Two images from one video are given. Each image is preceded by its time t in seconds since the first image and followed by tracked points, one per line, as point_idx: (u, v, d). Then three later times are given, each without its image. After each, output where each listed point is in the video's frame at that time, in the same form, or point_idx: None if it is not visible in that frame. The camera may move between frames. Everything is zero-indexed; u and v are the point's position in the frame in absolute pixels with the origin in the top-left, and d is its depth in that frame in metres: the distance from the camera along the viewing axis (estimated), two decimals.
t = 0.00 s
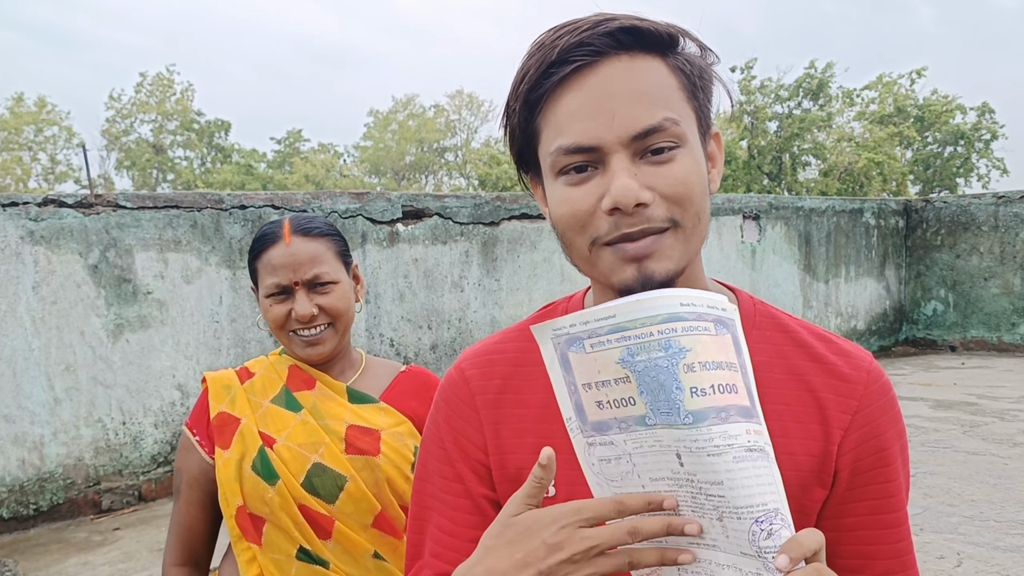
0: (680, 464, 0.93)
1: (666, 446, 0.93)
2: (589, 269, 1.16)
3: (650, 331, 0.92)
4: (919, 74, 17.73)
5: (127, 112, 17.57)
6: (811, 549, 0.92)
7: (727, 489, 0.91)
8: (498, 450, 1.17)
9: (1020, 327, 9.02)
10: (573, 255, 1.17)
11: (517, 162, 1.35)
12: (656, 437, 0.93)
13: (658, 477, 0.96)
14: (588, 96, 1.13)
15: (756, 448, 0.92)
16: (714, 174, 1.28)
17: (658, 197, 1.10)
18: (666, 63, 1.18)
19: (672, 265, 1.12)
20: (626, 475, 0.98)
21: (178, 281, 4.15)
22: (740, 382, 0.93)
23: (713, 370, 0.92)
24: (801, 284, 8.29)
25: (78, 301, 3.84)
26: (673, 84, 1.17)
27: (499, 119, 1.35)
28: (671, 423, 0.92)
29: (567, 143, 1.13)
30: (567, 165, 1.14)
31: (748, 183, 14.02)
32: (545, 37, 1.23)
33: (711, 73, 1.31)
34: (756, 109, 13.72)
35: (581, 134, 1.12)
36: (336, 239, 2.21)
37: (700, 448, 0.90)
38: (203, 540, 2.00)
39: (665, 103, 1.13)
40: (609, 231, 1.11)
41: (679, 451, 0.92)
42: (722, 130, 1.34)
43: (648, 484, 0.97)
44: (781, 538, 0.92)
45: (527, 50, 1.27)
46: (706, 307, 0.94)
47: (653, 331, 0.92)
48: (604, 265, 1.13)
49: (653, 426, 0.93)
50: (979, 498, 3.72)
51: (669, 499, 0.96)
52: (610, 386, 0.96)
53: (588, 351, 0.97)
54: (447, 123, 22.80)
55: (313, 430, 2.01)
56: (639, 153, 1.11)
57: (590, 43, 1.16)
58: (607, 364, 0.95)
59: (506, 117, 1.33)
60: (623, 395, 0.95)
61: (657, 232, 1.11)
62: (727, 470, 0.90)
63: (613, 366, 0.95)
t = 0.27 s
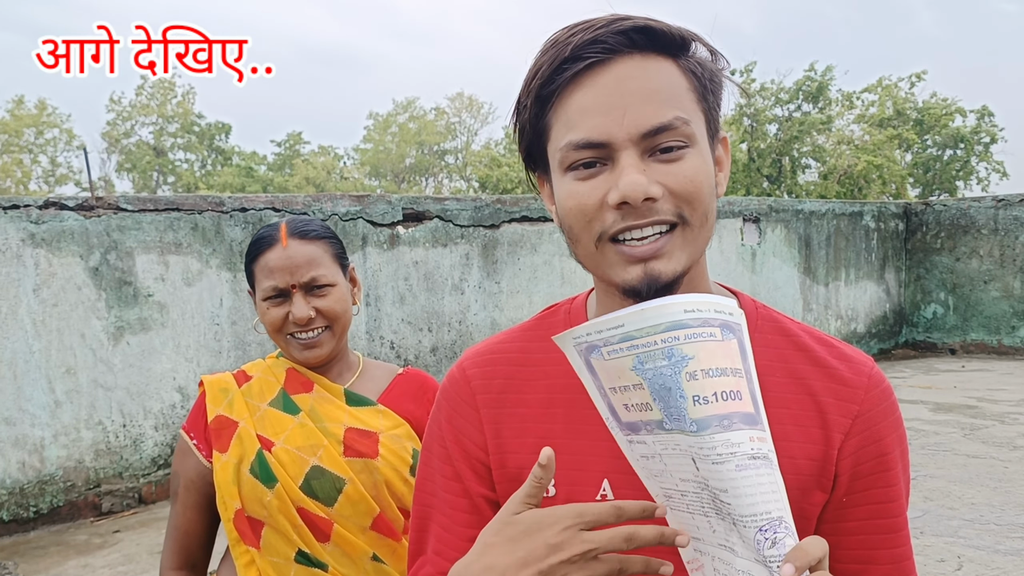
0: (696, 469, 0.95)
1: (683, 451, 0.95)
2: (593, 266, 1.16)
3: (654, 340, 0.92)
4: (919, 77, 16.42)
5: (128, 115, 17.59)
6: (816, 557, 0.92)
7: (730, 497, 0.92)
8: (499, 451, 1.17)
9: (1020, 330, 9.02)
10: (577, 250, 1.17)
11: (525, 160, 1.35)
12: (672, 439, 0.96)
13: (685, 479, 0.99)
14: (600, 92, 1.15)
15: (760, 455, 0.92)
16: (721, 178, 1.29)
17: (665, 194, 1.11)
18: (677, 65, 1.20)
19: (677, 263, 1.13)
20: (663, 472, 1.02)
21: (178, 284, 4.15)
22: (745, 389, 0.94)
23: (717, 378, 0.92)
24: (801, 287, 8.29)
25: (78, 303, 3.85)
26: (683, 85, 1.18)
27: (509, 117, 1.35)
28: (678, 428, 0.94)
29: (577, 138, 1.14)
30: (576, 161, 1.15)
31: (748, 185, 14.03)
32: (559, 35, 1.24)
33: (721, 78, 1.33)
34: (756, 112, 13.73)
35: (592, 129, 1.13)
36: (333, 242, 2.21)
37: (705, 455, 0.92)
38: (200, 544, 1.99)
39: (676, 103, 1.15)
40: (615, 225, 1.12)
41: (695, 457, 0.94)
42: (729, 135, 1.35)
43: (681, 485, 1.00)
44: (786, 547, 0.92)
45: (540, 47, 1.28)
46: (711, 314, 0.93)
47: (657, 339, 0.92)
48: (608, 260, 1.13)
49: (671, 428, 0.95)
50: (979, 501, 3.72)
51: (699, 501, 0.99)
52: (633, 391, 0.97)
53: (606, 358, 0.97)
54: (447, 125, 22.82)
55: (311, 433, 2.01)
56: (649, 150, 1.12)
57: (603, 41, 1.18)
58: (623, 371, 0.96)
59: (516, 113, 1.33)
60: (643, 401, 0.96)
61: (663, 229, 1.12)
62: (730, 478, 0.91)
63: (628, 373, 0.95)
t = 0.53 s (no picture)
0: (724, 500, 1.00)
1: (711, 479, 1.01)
2: (590, 261, 1.17)
3: (656, 374, 0.96)
4: (918, 82, 16.41)
5: (128, 119, 17.61)
6: None
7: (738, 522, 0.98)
8: (497, 453, 1.18)
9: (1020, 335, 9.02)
10: (576, 245, 1.18)
11: (527, 160, 1.36)
12: (702, 468, 1.00)
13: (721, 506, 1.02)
14: (602, 89, 1.16)
15: (765, 480, 0.98)
16: (720, 184, 1.29)
17: (663, 189, 1.12)
18: (680, 68, 1.21)
19: (674, 260, 1.13)
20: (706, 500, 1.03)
21: (178, 288, 4.16)
22: (749, 413, 0.98)
23: (718, 406, 0.97)
24: (801, 292, 8.30)
25: (79, 308, 3.85)
26: (686, 87, 1.19)
27: (513, 117, 1.37)
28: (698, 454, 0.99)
29: (579, 132, 1.16)
30: (577, 155, 1.16)
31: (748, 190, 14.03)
32: (565, 35, 1.26)
33: (724, 86, 1.34)
34: (756, 116, 13.75)
35: (593, 124, 1.15)
36: (330, 247, 2.22)
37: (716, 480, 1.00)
38: (198, 549, 2.00)
39: (676, 102, 1.16)
40: (613, 219, 1.13)
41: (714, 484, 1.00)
42: (729, 142, 1.36)
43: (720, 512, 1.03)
44: (794, 572, 0.96)
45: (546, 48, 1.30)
46: (709, 340, 0.96)
47: (659, 373, 0.96)
48: (605, 254, 1.14)
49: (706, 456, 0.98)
50: (980, 506, 3.71)
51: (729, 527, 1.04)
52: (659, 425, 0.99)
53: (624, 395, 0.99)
54: (448, 130, 22.84)
55: (309, 439, 2.01)
56: (648, 147, 1.14)
57: (608, 41, 1.19)
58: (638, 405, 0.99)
59: (520, 113, 1.35)
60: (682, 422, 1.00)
61: (660, 225, 1.13)
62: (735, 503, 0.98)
63: (644, 408, 0.99)
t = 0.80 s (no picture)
0: (698, 510, 0.98)
1: (684, 490, 0.99)
2: (595, 257, 1.17)
3: (687, 365, 0.99)
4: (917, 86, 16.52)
5: (128, 123, 17.64)
6: None
7: (765, 537, 0.96)
8: (498, 457, 1.18)
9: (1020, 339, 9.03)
10: (583, 240, 1.18)
11: (538, 159, 1.37)
12: (672, 477, 1.00)
13: (665, 522, 1.01)
14: (614, 86, 1.17)
15: (792, 488, 0.97)
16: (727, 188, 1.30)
17: (671, 185, 1.12)
18: (691, 70, 1.22)
19: (678, 258, 1.13)
20: (624, 513, 1.04)
21: (178, 292, 4.16)
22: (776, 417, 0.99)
23: (750, 407, 0.98)
24: (800, 296, 8.30)
25: (79, 312, 3.85)
26: (696, 89, 1.20)
27: (526, 117, 1.38)
28: (702, 463, 0.98)
29: (590, 127, 1.17)
30: (586, 150, 1.17)
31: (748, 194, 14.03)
32: (578, 37, 1.27)
33: (733, 93, 1.35)
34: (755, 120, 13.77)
35: (603, 119, 1.16)
36: (328, 251, 2.22)
37: (737, 492, 0.96)
38: (195, 554, 2.01)
39: (686, 102, 1.17)
40: (620, 213, 1.13)
41: (700, 496, 0.98)
42: (736, 149, 1.36)
43: (650, 527, 1.02)
44: None
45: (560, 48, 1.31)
46: (741, 338, 1.00)
47: (689, 365, 0.99)
48: (611, 250, 1.14)
49: (671, 466, 1.00)
50: (979, 510, 3.71)
51: (675, 544, 1.01)
52: (626, 421, 1.02)
53: (603, 381, 1.04)
54: (448, 134, 22.88)
55: (306, 443, 2.01)
56: (657, 144, 1.14)
57: (621, 40, 1.21)
58: (627, 396, 1.02)
59: (532, 114, 1.36)
60: (640, 432, 1.01)
61: (666, 222, 1.13)
62: (767, 515, 0.96)
63: (634, 399, 1.01)
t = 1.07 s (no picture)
0: (675, 538, 1.02)
1: (662, 519, 1.03)
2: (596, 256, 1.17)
3: (664, 396, 1.02)
4: (918, 90, 16.54)
5: (129, 127, 17.67)
6: None
7: (743, 563, 1.00)
8: (497, 456, 1.18)
9: (1021, 342, 9.02)
10: (584, 239, 1.19)
11: (543, 162, 1.38)
12: (650, 506, 1.04)
13: (640, 552, 1.05)
14: (617, 87, 1.18)
15: (773, 513, 1.01)
16: (730, 191, 1.30)
17: (672, 185, 1.13)
18: (695, 74, 1.23)
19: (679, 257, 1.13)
20: (599, 544, 1.08)
21: (179, 296, 4.17)
22: (755, 443, 1.02)
23: (728, 435, 1.01)
24: (801, 299, 8.29)
25: (80, 316, 3.86)
26: (699, 91, 1.21)
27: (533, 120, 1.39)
28: (680, 491, 1.02)
29: (593, 127, 1.18)
30: (589, 148, 1.18)
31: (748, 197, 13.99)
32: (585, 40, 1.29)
33: (738, 99, 1.36)
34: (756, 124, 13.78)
35: (606, 119, 1.17)
36: (327, 255, 2.22)
37: (716, 519, 1.01)
38: (196, 559, 2.00)
39: (689, 103, 1.18)
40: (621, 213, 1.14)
41: (678, 524, 1.02)
42: (741, 154, 1.36)
43: (625, 557, 1.06)
44: None
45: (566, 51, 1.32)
46: (721, 365, 1.02)
47: (667, 396, 1.01)
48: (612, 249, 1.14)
49: (648, 494, 1.04)
50: (981, 514, 3.70)
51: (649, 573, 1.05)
52: (603, 450, 1.06)
53: (578, 412, 1.06)
54: (448, 137, 22.91)
55: (305, 448, 2.01)
56: (659, 144, 1.15)
57: (626, 42, 1.21)
58: (603, 426, 1.05)
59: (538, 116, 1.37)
60: (617, 461, 1.05)
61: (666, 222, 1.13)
62: (744, 541, 1.00)
63: (611, 428, 1.05)
